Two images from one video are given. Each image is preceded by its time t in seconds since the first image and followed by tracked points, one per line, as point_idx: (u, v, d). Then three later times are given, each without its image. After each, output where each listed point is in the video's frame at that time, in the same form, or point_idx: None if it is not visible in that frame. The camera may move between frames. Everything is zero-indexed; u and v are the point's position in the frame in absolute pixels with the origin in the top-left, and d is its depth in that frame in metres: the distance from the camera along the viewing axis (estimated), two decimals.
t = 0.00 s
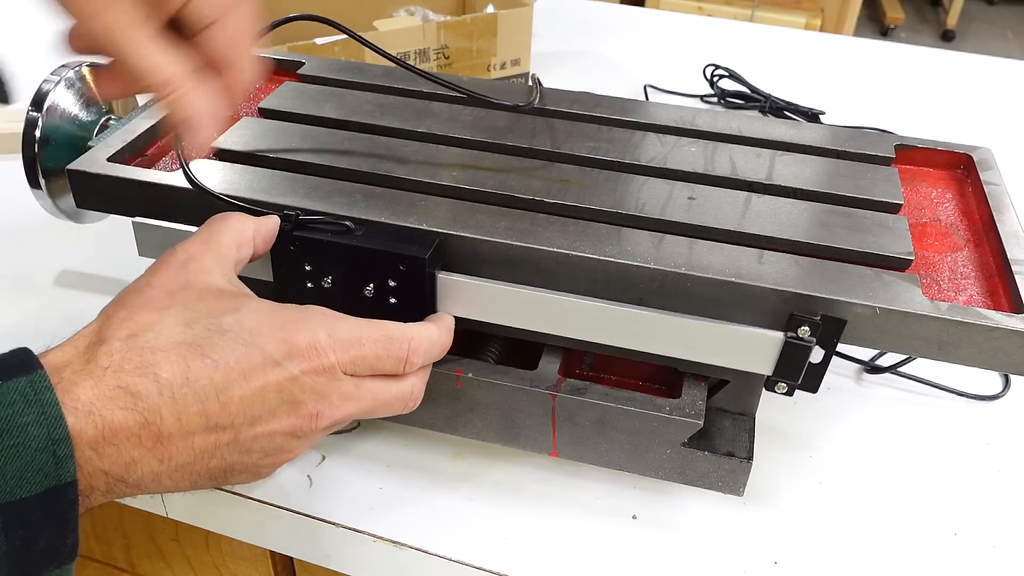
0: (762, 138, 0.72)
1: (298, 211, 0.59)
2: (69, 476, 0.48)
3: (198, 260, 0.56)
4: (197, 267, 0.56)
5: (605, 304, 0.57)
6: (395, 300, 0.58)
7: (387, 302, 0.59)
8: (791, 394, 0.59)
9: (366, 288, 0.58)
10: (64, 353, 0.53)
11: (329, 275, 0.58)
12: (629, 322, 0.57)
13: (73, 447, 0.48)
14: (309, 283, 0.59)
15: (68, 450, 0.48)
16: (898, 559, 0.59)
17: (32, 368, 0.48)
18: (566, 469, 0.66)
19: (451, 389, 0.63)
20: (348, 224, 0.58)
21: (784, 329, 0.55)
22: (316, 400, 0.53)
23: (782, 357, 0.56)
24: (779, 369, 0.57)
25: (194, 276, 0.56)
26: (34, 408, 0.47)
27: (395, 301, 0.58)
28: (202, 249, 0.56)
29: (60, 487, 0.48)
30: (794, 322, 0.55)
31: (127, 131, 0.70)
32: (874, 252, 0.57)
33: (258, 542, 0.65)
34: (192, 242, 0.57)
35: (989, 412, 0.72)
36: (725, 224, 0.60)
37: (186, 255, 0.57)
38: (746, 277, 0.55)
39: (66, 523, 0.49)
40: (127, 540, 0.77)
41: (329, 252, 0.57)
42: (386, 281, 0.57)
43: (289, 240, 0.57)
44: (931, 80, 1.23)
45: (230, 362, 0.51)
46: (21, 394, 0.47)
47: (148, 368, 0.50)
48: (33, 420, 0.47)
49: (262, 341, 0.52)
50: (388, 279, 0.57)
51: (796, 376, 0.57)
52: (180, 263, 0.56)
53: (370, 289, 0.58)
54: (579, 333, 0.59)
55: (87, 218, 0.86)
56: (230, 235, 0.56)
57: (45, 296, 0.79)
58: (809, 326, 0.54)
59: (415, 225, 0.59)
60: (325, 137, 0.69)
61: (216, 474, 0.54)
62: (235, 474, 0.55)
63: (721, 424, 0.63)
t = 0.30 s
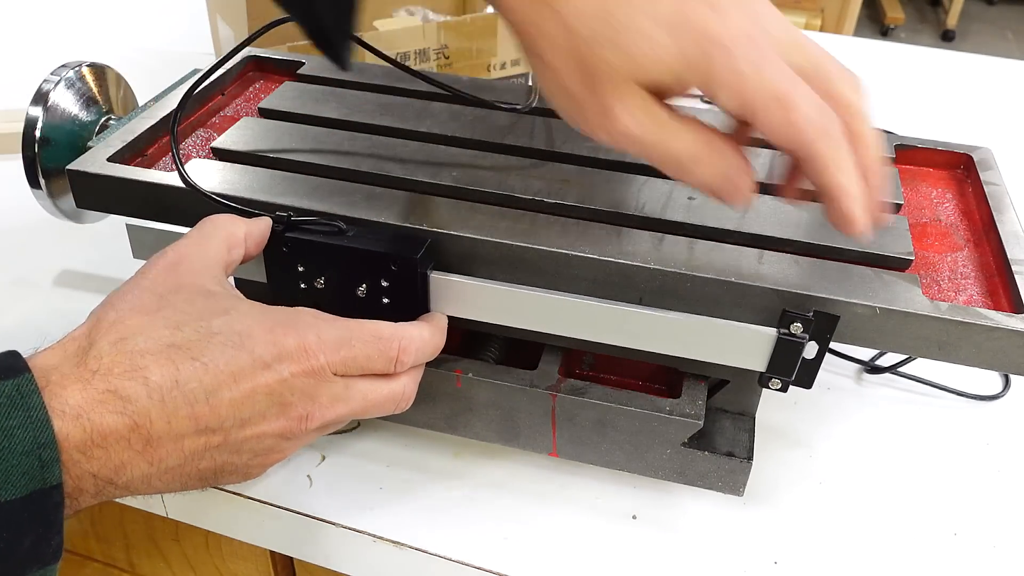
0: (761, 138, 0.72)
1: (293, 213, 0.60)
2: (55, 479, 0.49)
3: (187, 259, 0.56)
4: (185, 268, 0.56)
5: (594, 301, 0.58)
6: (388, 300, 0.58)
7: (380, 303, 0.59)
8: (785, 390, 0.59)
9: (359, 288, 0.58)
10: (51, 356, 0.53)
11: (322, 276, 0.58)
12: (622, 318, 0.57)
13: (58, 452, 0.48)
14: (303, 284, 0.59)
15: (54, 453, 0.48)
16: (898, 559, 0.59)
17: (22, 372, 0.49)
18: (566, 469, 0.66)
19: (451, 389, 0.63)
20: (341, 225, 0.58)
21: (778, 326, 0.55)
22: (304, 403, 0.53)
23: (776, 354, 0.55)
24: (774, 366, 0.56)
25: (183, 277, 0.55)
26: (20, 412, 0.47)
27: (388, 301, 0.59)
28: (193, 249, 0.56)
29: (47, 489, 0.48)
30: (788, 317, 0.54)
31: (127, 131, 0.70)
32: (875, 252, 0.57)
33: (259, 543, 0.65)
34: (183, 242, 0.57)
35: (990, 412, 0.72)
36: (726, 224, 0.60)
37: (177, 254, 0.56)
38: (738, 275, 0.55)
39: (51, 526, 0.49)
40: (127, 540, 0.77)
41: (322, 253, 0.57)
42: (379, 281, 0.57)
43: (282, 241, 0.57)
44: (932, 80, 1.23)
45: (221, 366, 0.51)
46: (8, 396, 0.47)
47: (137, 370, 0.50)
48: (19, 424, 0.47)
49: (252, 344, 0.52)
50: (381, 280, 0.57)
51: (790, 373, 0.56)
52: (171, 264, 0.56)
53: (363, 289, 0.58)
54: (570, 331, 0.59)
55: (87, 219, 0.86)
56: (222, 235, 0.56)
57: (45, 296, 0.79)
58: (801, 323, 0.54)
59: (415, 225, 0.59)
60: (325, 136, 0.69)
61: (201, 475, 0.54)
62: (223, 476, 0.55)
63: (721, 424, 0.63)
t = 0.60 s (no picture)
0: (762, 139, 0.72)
1: (305, 217, 0.60)
2: (65, 484, 0.48)
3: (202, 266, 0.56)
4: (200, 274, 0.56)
5: (602, 300, 0.57)
6: (403, 303, 0.58)
7: (395, 306, 0.59)
8: (800, 389, 0.59)
9: (374, 292, 0.58)
10: (63, 360, 0.53)
11: (336, 280, 0.58)
12: (630, 318, 0.57)
13: (69, 458, 0.48)
14: (316, 289, 0.59)
15: (65, 459, 0.48)
16: (898, 559, 0.59)
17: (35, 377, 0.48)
18: (566, 469, 0.66)
19: (451, 389, 0.63)
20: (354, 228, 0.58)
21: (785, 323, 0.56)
22: (319, 407, 0.53)
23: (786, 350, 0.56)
24: (785, 363, 0.57)
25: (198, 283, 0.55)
26: (32, 418, 0.47)
27: (403, 305, 0.59)
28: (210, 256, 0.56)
29: (56, 495, 0.48)
30: (794, 312, 0.55)
31: (127, 131, 0.70)
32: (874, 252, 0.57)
33: (259, 543, 0.65)
34: (197, 249, 0.57)
35: (990, 412, 0.72)
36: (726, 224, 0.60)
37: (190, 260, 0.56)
38: (751, 279, 0.55)
39: (60, 530, 0.49)
40: (127, 540, 0.77)
41: (335, 256, 0.57)
42: (394, 284, 0.58)
43: (295, 245, 0.58)
44: (932, 81, 1.23)
45: (234, 372, 0.51)
46: (19, 403, 0.47)
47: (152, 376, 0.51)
48: (30, 429, 0.47)
49: (268, 350, 0.52)
50: (396, 282, 0.57)
51: (801, 368, 0.57)
52: (184, 271, 0.56)
53: (377, 293, 0.58)
54: (579, 330, 0.59)
55: (87, 218, 0.86)
56: (239, 242, 0.56)
57: (45, 296, 0.79)
58: (807, 317, 0.55)
59: (415, 224, 0.59)
60: (325, 136, 0.69)
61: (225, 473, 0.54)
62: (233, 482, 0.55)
63: (721, 425, 0.63)
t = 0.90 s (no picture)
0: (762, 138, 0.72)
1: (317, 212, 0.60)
2: (40, 442, 0.46)
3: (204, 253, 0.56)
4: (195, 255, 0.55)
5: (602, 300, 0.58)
6: (412, 300, 0.58)
7: (405, 304, 0.59)
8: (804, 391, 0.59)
9: (384, 289, 0.58)
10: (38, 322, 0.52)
11: (347, 276, 0.58)
12: (629, 317, 0.58)
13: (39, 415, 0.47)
14: (327, 285, 0.59)
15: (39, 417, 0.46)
16: (898, 559, 0.59)
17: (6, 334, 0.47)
18: (566, 469, 0.66)
19: (451, 389, 0.63)
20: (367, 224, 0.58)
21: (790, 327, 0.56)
22: (292, 395, 0.53)
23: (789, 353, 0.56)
24: (790, 365, 0.57)
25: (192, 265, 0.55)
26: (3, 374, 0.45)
27: (413, 302, 0.58)
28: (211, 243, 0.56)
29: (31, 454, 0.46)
30: (797, 317, 0.55)
31: (127, 131, 0.70)
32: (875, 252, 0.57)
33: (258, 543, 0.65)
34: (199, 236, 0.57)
35: (990, 412, 0.72)
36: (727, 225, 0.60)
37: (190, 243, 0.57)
38: (753, 279, 0.55)
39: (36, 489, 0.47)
40: (128, 540, 0.77)
41: (346, 252, 0.57)
42: (405, 282, 0.57)
43: (307, 241, 0.58)
44: (932, 81, 1.23)
45: (212, 345, 0.51)
46: None
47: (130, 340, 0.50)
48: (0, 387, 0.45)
49: (248, 330, 0.52)
50: (407, 280, 0.57)
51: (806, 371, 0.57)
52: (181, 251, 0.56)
53: (387, 290, 0.58)
54: (586, 330, 0.59)
55: (87, 218, 0.86)
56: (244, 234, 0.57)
57: (45, 296, 0.79)
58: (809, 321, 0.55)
59: (415, 224, 0.59)
60: (325, 136, 0.69)
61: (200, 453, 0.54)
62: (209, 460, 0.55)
63: (721, 425, 0.63)
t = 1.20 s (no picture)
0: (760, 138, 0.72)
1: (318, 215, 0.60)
2: None
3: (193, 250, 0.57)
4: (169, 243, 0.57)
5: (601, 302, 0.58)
6: (417, 301, 0.60)
7: (411, 304, 0.60)
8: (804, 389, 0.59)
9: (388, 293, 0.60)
10: None
11: (352, 278, 0.60)
12: (627, 320, 0.58)
13: None
14: (332, 285, 0.61)
15: None
16: (898, 559, 0.59)
17: None
18: (566, 469, 0.66)
19: (451, 390, 0.63)
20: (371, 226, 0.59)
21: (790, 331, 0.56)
22: (197, 371, 0.52)
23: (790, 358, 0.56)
24: (791, 367, 0.57)
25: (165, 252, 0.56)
26: None
27: (417, 302, 0.60)
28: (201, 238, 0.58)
29: None
30: (798, 322, 0.56)
31: (127, 131, 0.70)
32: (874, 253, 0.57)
33: (257, 543, 0.65)
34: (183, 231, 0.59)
35: (990, 412, 0.72)
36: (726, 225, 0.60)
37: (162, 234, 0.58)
38: (753, 279, 0.55)
39: None
40: (127, 540, 0.77)
41: (351, 257, 0.58)
42: (409, 285, 0.59)
43: (312, 245, 0.59)
44: (932, 81, 1.23)
45: (124, 311, 0.51)
46: None
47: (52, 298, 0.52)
48: None
49: (161, 303, 0.52)
50: (412, 283, 0.59)
51: (808, 373, 0.57)
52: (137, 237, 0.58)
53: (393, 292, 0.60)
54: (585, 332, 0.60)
55: (87, 218, 0.86)
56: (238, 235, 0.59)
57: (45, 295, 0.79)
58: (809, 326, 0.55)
59: (415, 225, 0.59)
60: (325, 137, 0.69)
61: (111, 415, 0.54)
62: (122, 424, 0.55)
63: (721, 424, 0.63)
